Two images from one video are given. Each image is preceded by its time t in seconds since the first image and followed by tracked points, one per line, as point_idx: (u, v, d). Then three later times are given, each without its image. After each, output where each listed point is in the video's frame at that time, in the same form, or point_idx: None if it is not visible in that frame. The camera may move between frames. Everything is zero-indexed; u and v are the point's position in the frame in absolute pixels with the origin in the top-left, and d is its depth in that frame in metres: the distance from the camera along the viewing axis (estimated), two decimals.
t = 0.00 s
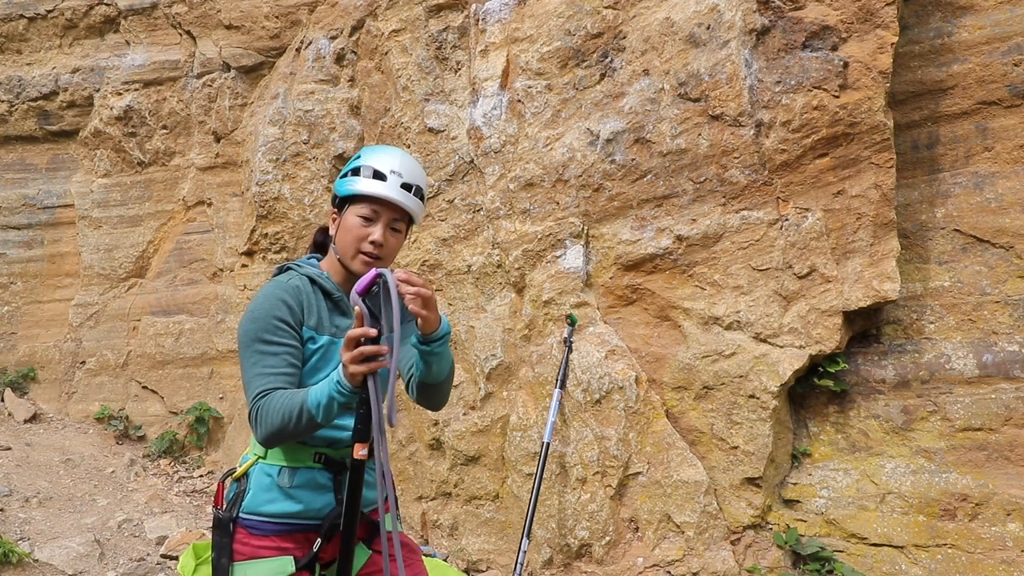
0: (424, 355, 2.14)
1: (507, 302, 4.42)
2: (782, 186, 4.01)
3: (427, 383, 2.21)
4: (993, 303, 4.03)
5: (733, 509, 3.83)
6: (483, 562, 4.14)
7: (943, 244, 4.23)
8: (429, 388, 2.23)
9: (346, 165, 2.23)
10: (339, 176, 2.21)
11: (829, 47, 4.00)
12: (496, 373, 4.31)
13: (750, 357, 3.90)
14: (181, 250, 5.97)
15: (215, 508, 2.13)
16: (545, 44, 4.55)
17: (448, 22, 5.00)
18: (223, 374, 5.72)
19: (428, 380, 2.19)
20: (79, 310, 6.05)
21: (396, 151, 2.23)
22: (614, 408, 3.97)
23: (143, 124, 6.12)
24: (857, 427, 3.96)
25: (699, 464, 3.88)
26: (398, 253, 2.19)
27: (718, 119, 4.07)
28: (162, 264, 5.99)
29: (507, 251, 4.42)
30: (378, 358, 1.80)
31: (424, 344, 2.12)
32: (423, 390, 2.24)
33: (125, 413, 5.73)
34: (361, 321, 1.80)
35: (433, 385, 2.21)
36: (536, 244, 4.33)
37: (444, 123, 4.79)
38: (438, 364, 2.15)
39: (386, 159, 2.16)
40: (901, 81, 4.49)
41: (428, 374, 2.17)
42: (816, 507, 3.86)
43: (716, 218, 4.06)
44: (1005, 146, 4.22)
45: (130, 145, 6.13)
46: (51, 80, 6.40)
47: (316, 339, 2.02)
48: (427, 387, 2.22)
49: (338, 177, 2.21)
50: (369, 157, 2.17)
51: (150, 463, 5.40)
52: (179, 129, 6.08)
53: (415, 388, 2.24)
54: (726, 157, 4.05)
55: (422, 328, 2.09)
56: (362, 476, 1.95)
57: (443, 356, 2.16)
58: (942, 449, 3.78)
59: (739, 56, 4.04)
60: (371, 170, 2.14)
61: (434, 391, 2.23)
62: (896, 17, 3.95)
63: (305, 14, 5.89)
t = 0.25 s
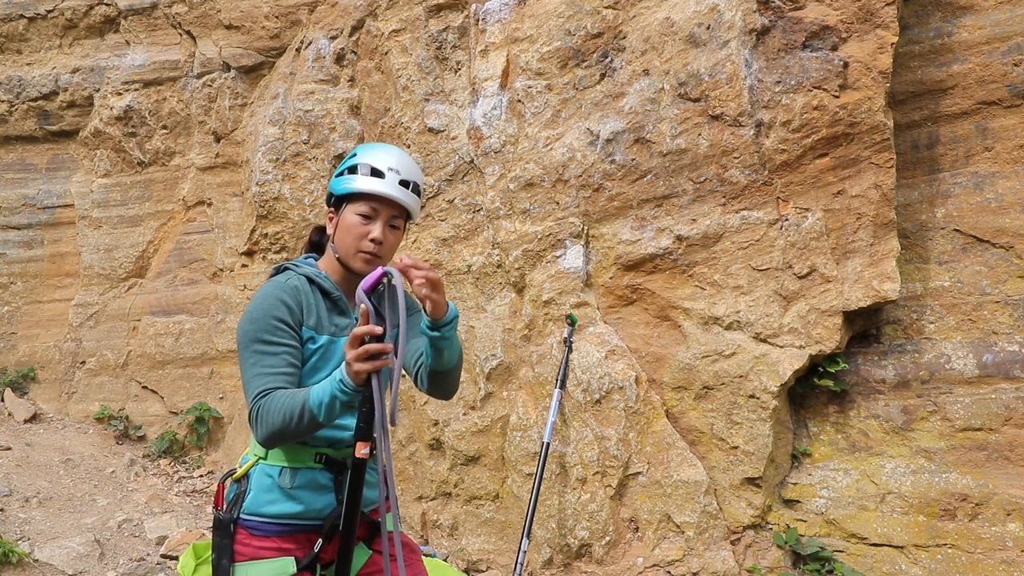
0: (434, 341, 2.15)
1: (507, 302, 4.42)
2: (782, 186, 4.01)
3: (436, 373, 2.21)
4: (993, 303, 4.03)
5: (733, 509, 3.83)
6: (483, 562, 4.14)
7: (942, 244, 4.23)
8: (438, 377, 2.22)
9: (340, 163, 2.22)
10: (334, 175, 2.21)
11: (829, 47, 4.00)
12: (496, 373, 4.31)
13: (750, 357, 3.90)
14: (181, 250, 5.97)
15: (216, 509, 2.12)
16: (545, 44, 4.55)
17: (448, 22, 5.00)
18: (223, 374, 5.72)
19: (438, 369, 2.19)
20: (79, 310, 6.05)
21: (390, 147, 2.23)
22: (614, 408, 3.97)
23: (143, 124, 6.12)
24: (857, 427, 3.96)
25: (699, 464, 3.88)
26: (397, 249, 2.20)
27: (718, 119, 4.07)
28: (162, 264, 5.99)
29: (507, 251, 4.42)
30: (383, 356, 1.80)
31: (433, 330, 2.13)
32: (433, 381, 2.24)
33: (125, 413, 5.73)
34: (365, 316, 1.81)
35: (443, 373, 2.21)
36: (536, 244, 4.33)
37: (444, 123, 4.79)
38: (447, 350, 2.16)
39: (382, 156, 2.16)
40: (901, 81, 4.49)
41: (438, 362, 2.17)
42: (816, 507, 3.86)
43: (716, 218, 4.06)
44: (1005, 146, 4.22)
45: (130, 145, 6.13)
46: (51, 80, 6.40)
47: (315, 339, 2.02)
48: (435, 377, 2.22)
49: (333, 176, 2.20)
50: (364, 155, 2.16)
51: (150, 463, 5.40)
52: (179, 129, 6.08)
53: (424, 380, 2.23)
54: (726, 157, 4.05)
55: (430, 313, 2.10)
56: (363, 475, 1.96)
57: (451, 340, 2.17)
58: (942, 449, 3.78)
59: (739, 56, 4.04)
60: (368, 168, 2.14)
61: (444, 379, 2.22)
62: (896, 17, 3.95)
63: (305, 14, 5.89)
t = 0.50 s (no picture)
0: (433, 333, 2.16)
1: (507, 302, 4.42)
2: (782, 186, 4.01)
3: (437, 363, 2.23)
4: (993, 303, 4.03)
5: (733, 509, 3.83)
6: (483, 562, 4.14)
7: (943, 243, 4.23)
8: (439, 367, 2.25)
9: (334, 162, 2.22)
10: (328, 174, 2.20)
11: (829, 47, 3.99)
12: (496, 373, 4.31)
13: (750, 357, 3.90)
14: (181, 250, 5.97)
15: (216, 511, 2.12)
16: (545, 44, 4.55)
17: (448, 22, 5.00)
18: (223, 374, 5.72)
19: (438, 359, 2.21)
20: (79, 310, 6.05)
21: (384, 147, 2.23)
22: (614, 409, 3.97)
23: (143, 124, 6.12)
24: (857, 427, 3.96)
25: (699, 464, 3.88)
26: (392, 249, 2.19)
27: (718, 119, 4.07)
28: (162, 264, 5.99)
29: (507, 251, 4.42)
30: (387, 353, 1.81)
31: (430, 324, 2.14)
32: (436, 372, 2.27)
33: (125, 413, 5.73)
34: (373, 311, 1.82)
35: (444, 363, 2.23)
36: (536, 244, 4.33)
37: (443, 123, 4.79)
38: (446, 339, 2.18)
39: (376, 155, 2.15)
40: (901, 81, 4.49)
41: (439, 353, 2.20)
42: (817, 507, 3.86)
43: (716, 218, 4.06)
44: (1005, 146, 4.22)
45: (130, 145, 6.13)
46: (51, 80, 6.40)
47: (314, 338, 2.02)
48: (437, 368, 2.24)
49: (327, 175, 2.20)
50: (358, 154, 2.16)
51: (150, 463, 5.40)
52: (179, 129, 6.08)
53: (427, 373, 2.26)
54: (726, 157, 4.05)
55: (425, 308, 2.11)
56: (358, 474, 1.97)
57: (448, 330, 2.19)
58: (942, 449, 3.78)
59: (739, 56, 4.04)
60: (362, 166, 2.13)
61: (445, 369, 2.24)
62: (896, 17, 3.95)
63: (305, 14, 5.89)
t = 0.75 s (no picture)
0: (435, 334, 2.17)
1: (507, 302, 4.42)
2: (782, 186, 4.01)
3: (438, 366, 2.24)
4: (993, 303, 4.03)
5: (733, 509, 3.83)
6: (483, 562, 4.14)
7: (943, 244, 4.23)
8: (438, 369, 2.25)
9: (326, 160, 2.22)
10: (320, 172, 2.21)
11: (829, 47, 3.99)
12: (496, 373, 4.31)
13: (750, 357, 3.90)
14: (181, 250, 5.97)
15: (214, 512, 2.12)
16: (545, 44, 4.55)
17: (448, 22, 5.00)
18: (223, 374, 5.72)
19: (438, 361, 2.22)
20: (79, 310, 6.05)
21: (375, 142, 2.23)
22: (614, 409, 3.97)
23: (143, 124, 6.12)
24: (857, 427, 3.96)
25: (699, 464, 3.88)
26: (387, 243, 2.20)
27: (718, 119, 4.07)
28: (162, 264, 5.99)
29: (507, 251, 4.42)
30: (390, 353, 1.81)
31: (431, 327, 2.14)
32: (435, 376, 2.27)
33: (125, 413, 5.73)
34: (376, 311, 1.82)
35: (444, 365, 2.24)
36: (536, 244, 4.33)
37: (444, 123, 4.78)
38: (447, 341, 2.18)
39: (367, 150, 2.15)
40: (901, 81, 4.49)
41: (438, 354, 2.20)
42: (817, 507, 3.86)
43: (716, 218, 4.06)
44: (1005, 146, 4.22)
45: (130, 145, 6.13)
46: (51, 80, 6.40)
47: (311, 335, 2.02)
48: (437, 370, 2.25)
49: (319, 173, 2.20)
50: (349, 150, 2.16)
51: (150, 464, 5.40)
52: (179, 129, 6.08)
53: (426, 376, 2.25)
54: (726, 157, 4.05)
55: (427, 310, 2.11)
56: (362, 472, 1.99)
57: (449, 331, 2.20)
58: (942, 449, 3.78)
59: (739, 56, 4.04)
60: (353, 163, 2.13)
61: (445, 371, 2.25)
62: (896, 17, 3.95)
63: (305, 14, 5.89)
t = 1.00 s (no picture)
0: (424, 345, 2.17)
1: (507, 302, 4.41)
2: (782, 186, 4.01)
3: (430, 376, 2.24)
4: (993, 303, 4.03)
5: (733, 509, 3.83)
6: (483, 562, 4.14)
7: (943, 243, 4.23)
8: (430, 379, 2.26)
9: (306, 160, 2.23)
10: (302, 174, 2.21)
11: (829, 47, 3.99)
12: (496, 373, 4.31)
13: (750, 357, 3.90)
14: (181, 250, 5.97)
15: (212, 514, 2.11)
16: (545, 44, 4.55)
17: (448, 22, 4.99)
18: (223, 374, 5.72)
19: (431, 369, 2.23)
20: (79, 310, 6.05)
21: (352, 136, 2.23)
22: (614, 408, 3.97)
23: (143, 124, 6.12)
24: (857, 427, 3.96)
25: (699, 464, 3.87)
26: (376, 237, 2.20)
27: (718, 119, 4.07)
28: (162, 264, 5.99)
29: (507, 251, 4.42)
30: (385, 366, 1.81)
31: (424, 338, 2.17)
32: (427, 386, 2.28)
33: (125, 413, 5.73)
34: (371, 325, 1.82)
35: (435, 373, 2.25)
36: (536, 244, 4.33)
37: (443, 123, 4.78)
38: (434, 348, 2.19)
39: (346, 145, 2.16)
40: (901, 81, 4.49)
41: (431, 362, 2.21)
42: (816, 507, 3.86)
43: (716, 218, 4.06)
44: (1005, 146, 4.22)
45: (130, 145, 6.13)
46: (51, 80, 6.40)
47: (308, 335, 2.03)
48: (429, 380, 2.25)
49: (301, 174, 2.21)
50: (328, 147, 2.16)
51: (150, 463, 5.40)
52: (179, 129, 6.09)
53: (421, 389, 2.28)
54: (726, 157, 4.05)
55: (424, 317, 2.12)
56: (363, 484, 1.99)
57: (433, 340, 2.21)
58: (942, 449, 3.78)
59: (739, 56, 4.04)
60: (334, 159, 2.14)
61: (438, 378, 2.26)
62: (896, 17, 3.95)
63: (305, 14, 5.89)
